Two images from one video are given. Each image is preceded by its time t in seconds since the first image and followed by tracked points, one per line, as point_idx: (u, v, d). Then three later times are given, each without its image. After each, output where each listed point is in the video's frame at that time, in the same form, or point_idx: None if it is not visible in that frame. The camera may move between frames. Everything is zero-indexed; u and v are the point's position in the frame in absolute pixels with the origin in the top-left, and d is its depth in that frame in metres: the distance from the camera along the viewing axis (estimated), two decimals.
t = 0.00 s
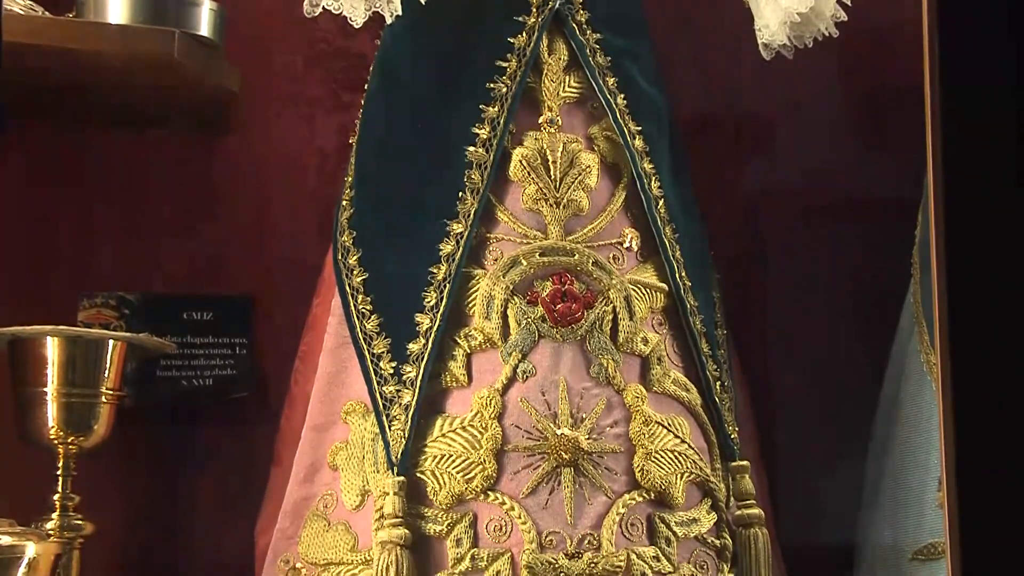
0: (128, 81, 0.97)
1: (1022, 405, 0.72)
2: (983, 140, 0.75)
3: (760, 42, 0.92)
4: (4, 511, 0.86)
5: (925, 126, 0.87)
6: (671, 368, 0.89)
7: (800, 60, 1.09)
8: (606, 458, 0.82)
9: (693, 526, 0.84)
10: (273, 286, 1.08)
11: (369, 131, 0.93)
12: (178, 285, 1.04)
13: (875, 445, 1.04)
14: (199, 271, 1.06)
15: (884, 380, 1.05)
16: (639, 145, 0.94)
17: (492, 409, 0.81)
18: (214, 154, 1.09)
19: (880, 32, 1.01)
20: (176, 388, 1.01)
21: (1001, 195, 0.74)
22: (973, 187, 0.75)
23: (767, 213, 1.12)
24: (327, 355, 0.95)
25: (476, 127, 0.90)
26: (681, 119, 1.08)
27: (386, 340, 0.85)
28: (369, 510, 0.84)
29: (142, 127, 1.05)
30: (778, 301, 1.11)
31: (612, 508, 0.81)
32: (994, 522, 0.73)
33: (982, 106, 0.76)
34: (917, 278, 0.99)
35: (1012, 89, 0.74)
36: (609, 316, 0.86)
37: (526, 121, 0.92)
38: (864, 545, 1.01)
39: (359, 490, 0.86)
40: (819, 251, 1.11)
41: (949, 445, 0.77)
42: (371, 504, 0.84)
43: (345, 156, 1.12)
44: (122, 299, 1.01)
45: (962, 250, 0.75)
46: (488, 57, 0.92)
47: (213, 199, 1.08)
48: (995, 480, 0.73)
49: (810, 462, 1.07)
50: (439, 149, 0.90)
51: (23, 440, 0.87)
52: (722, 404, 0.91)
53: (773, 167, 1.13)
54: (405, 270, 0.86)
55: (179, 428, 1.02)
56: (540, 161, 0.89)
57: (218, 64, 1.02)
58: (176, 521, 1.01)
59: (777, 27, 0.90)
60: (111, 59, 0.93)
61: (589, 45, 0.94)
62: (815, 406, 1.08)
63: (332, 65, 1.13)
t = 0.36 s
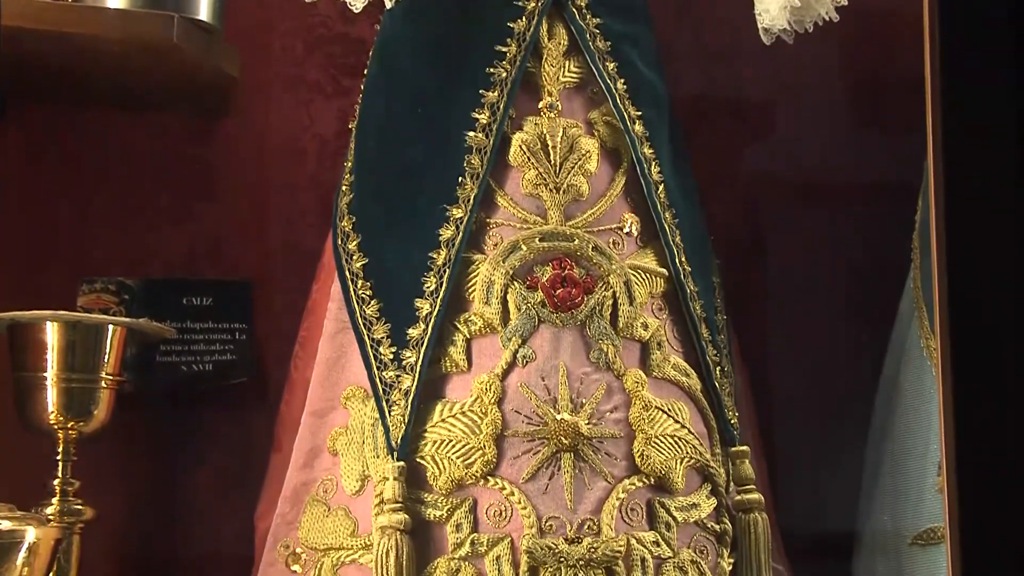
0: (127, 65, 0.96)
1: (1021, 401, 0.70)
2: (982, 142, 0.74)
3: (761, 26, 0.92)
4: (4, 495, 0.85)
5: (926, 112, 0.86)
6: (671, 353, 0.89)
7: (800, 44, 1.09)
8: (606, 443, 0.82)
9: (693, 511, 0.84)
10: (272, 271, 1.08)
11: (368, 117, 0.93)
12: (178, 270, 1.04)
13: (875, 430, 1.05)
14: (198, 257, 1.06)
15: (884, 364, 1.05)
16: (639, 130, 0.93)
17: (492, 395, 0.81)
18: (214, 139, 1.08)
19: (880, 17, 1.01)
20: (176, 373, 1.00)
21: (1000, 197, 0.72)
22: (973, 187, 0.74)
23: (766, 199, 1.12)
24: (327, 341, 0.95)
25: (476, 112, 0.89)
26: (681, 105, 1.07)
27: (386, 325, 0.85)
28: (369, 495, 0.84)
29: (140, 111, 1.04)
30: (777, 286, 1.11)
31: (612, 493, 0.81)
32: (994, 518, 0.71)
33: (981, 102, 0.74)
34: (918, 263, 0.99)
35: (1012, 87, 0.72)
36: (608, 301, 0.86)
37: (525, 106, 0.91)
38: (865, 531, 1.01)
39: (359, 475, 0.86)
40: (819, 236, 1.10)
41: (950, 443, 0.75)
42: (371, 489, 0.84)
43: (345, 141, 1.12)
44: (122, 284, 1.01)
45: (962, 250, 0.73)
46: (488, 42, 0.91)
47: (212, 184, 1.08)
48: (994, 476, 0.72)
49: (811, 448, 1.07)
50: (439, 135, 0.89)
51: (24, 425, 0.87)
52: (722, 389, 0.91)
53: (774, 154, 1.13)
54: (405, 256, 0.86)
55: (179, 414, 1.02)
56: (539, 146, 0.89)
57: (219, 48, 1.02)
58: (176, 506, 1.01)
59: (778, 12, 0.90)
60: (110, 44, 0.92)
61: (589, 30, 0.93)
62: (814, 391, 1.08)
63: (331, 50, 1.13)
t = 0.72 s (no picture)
0: (126, 50, 0.96)
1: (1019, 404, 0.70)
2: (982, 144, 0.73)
3: (761, 12, 0.93)
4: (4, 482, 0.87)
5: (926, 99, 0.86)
6: (671, 340, 0.89)
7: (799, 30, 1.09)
8: (606, 429, 0.82)
9: (693, 496, 0.84)
10: (272, 257, 1.08)
11: (367, 103, 0.92)
12: (178, 257, 1.04)
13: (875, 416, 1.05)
14: (198, 243, 1.06)
15: (884, 350, 1.05)
16: (639, 116, 0.93)
17: (491, 381, 0.81)
18: (213, 125, 1.08)
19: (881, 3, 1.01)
20: (176, 360, 1.00)
21: (1001, 198, 0.72)
22: (973, 186, 0.73)
23: (765, 186, 1.13)
24: (326, 327, 0.94)
25: (476, 98, 0.89)
26: (682, 90, 1.07)
27: (386, 311, 0.85)
28: (369, 481, 0.85)
29: (139, 96, 1.04)
30: (777, 272, 1.11)
31: (612, 479, 0.81)
32: (995, 520, 0.71)
33: (983, 96, 0.74)
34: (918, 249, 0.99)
35: (1012, 87, 0.72)
36: (608, 288, 0.86)
37: (525, 92, 0.91)
38: (864, 516, 1.01)
39: (359, 461, 0.86)
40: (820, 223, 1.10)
41: (950, 433, 0.75)
42: (371, 475, 0.84)
43: (344, 127, 1.12)
44: (121, 270, 1.01)
45: (962, 241, 0.73)
46: (488, 28, 0.91)
47: (211, 170, 1.08)
48: (990, 478, 0.72)
49: (811, 433, 1.07)
50: (438, 121, 0.89)
51: (23, 412, 0.87)
52: (721, 375, 0.91)
53: (772, 142, 1.13)
54: (404, 242, 0.86)
55: (180, 400, 1.02)
56: (539, 132, 0.89)
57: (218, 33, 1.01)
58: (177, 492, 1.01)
59: None
60: (110, 28, 0.91)
61: (589, 15, 0.93)
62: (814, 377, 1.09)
63: (331, 36, 1.13)
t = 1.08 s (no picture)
0: (124, 34, 0.95)
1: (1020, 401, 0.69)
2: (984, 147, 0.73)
3: None
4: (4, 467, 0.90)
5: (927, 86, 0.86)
6: (671, 324, 0.89)
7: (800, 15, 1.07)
8: (606, 414, 0.82)
9: (693, 481, 0.84)
10: (271, 242, 1.08)
11: (367, 86, 0.92)
12: (177, 241, 1.04)
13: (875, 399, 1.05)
14: (197, 227, 1.05)
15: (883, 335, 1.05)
16: (639, 100, 0.93)
17: (491, 365, 0.81)
18: (211, 109, 1.08)
19: None
20: (175, 345, 1.00)
21: (1001, 198, 0.72)
22: (974, 162, 0.73)
23: (766, 169, 1.12)
24: (326, 311, 0.94)
25: (476, 82, 0.89)
26: (682, 74, 1.06)
27: (385, 296, 0.85)
28: (369, 465, 0.85)
29: (137, 81, 1.03)
30: (778, 256, 1.11)
31: (612, 463, 0.81)
32: (996, 519, 0.71)
33: (984, 92, 0.73)
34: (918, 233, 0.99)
35: (1013, 88, 0.71)
36: (608, 272, 0.86)
37: (524, 76, 0.91)
38: (865, 500, 1.01)
39: (358, 446, 0.86)
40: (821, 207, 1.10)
41: (950, 424, 0.75)
42: (370, 459, 0.84)
43: (344, 111, 1.11)
44: (121, 255, 1.01)
45: (963, 221, 0.73)
46: (487, 12, 0.91)
47: (210, 154, 1.07)
48: (991, 472, 0.72)
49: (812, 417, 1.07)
50: (437, 105, 0.89)
51: (24, 397, 0.87)
52: (721, 359, 0.91)
53: (773, 126, 1.13)
54: (404, 226, 0.86)
55: (179, 384, 1.02)
56: (539, 116, 0.88)
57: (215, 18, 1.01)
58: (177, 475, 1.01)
59: None
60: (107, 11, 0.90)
61: None
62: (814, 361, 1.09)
63: (331, 21, 1.12)
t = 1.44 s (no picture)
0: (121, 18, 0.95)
1: (1021, 401, 0.69)
2: (985, 136, 0.72)
3: None
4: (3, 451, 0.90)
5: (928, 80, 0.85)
6: (670, 309, 0.89)
7: None
8: (605, 398, 0.82)
9: (693, 465, 0.84)
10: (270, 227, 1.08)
11: (366, 70, 0.92)
12: (178, 226, 1.04)
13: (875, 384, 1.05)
14: (197, 212, 1.05)
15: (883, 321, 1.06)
16: (639, 85, 0.92)
17: (490, 350, 0.81)
18: (211, 94, 1.07)
19: None
20: (176, 330, 1.00)
21: (1002, 188, 0.71)
22: (975, 160, 0.73)
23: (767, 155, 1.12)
24: (325, 296, 0.94)
25: (475, 66, 0.88)
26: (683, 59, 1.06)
27: (385, 280, 0.85)
28: (369, 450, 0.85)
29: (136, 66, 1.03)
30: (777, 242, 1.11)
31: (611, 448, 0.81)
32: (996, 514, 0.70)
33: (983, 78, 0.73)
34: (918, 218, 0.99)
35: (1013, 75, 0.71)
36: (607, 257, 0.86)
37: (523, 61, 0.90)
38: (864, 485, 1.02)
39: (358, 430, 0.86)
40: (822, 192, 1.10)
41: (951, 420, 0.74)
42: (370, 444, 0.85)
43: (343, 96, 1.11)
44: (120, 240, 1.00)
45: (962, 210, 0.73)
46: None
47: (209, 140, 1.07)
48: (991, 469, 0.71)
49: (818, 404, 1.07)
50: (436, 89, 0.88)
51: (24, 380, 0.88)
52: (721, 344, 0.91)
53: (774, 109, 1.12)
54: (403, 211, 0.86)
55: (178, 369, 1.02)
56: (538, 101, 0.88)
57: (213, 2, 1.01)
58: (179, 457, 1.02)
59: None
60: None
61: None
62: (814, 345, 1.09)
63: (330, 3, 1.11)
